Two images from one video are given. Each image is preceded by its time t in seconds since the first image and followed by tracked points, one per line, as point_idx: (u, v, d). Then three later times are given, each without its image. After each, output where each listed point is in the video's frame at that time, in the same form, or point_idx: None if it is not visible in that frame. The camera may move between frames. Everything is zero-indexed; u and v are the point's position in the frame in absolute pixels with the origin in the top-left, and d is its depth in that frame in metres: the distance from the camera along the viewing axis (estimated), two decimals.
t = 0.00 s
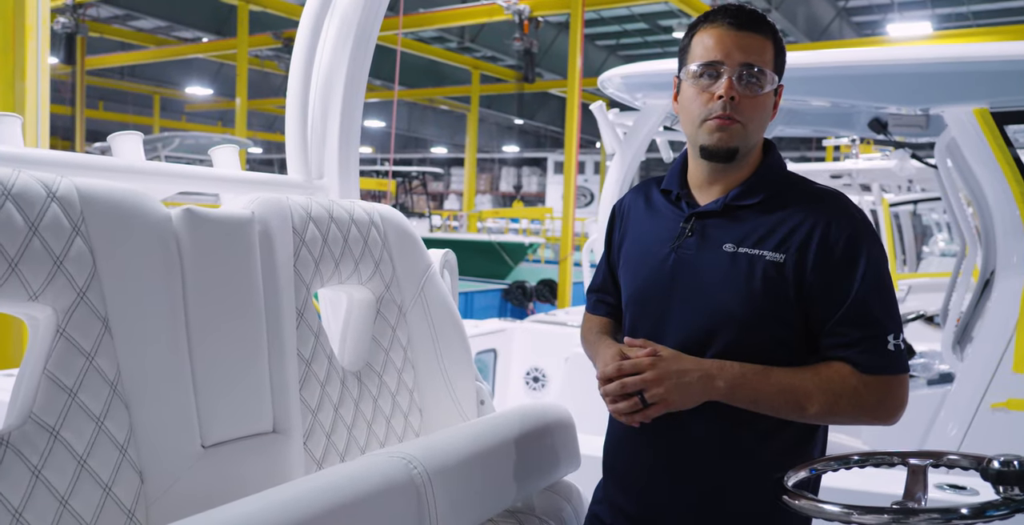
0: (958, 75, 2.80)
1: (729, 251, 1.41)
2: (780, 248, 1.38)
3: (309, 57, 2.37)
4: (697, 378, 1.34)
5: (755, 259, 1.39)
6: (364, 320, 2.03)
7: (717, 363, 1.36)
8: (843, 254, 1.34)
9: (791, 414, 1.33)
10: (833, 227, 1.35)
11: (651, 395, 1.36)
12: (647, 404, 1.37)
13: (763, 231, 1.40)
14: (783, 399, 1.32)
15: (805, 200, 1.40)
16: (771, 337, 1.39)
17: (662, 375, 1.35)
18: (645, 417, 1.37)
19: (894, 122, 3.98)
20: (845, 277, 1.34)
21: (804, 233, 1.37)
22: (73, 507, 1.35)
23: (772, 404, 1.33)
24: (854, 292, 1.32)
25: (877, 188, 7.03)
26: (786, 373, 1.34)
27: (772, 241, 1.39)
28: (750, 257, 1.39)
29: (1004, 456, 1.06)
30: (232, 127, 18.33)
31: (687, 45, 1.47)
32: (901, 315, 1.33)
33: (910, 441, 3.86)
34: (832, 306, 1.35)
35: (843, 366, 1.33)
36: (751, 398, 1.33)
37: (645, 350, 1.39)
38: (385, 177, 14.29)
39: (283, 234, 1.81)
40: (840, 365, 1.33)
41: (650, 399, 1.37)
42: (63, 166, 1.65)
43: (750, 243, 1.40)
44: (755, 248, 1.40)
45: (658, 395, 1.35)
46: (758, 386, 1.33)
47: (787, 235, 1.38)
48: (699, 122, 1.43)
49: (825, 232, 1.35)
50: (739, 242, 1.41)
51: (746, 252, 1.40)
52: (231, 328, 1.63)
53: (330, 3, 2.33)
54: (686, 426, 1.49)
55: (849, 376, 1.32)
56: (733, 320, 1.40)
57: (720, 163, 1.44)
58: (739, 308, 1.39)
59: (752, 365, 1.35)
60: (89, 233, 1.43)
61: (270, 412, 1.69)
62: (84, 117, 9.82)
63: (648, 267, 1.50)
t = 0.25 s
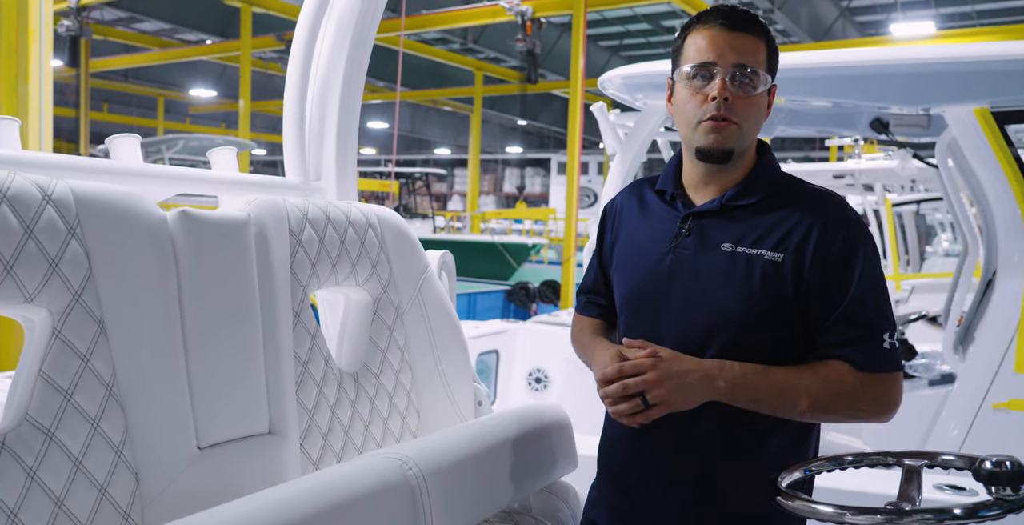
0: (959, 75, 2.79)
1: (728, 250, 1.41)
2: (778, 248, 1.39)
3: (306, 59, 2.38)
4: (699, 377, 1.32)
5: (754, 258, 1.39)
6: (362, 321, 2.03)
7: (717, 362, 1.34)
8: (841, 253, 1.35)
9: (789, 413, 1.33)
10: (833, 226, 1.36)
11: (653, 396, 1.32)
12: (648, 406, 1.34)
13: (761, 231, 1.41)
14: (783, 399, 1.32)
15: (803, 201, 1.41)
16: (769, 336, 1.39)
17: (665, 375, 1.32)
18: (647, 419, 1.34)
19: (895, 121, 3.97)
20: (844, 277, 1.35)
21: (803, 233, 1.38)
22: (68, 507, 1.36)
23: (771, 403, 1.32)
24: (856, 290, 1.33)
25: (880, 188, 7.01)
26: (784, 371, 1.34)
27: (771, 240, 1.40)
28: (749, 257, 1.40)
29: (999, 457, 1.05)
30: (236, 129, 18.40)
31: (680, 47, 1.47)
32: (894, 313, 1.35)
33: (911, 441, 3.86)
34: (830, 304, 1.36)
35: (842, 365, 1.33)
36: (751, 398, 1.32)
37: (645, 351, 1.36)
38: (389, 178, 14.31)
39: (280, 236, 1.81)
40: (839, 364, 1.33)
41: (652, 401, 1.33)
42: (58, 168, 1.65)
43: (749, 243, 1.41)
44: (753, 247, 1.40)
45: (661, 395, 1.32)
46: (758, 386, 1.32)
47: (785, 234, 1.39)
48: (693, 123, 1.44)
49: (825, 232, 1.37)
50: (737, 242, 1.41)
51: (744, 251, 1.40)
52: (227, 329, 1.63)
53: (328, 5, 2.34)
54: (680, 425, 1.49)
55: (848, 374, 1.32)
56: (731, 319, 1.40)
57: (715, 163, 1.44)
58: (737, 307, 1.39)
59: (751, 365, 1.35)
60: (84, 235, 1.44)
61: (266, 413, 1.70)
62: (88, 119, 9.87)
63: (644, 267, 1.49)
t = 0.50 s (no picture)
0: (964, 78, 2.77)
1: (715, 250, 1.42)
2: (765, 247, 1.40)
3: (307, 62, 2.39)
4: (690, 382, 1.32)
5: (742, 257, 1.40)
6: (362, 322, 2.04)
7: (708, 367, 1.35)
8: (828, 252, 1.36)
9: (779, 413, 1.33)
10: (820, 226, 1.38)
11: (645, 402, 1.31)
12: (641, 411, 1.32)
13: (748, 230, 1.41)
14: (773, 399, 1.32)
15: (790, 201, 1.42)
16: (756, 335, 1.40)
17: (657, 381, 1.31)
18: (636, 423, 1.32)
19: (899, 122, 3.96)
20: (830, 275, 1.36)
21: (791, 232, 1.39)
22: (67, 507, 1.37)
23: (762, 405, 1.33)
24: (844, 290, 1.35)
25: (887, 189, 6.99)
26: (774, 373, 1.35)
27: (758, 239, 1.40)
28: (737, 256, 1.40)
29: (994, 459, 1.06)
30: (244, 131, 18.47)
31: (663, 48, 1.48)
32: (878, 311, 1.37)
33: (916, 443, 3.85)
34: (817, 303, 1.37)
35: (829, 363, 1.35)
36: (741, 401, 1.33)
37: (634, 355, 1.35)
38: (395, 180, 14.34)
39: (279, 237, 1.82)
40: (826, 362, 1.35)
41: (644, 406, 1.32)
42: (59, 171, 1.66)
43: (736, 242, 1.41)
44: (741, 246, 1.41)
45: (653, 401, 1.31)
46: (749, 389, 1.33)
47: (773, 232, 1.40)
48: (677, 123, 1.44)
49: (813, 230, 1.38)
50: (725, 241, 1.42)
51: (731, 250, 1.41)
52: (227, 330, 1.64)
53: (329, 8, 2.35)
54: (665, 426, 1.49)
55: (835, 371, 1.34)
56: (720, 318, 1.40)
57: (700, 163, 1.44)
58: (724, 306, 1.40)
59: (740, 367, 1.35)
60: (83, 237, 1.45)
61: (265, 413, 1.71)
62: (97, 122, 9.92)
63: (632, 267, 1.48)
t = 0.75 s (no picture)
0: (971, 78, 2.76)
1: (700, 248, 1.44)
2: (750, 244, 1.42)
3: (310, 64, 2.41)
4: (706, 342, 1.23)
5: (726, 254, 1.42)
6: (364, 323, 2.05)
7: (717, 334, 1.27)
8: (809, 250, 1.39)
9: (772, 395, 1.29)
10: (803, 223, 1.41)
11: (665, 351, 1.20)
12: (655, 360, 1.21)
13: (732, 229, 1.44)
14: (772, 376, 1.28)
15: (773, 201, 1.45)
16: (741, 332, 1.41)
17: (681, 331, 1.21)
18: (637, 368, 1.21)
19: (906, 123, 3.95)
20: (812, 271, 1.38)
21: (772, 231, 1.42)
22: (69, 507, 1.38)
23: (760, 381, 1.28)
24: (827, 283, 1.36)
25: (895, 190, 6.96)
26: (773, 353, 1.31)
27: (741, 237, 1.43)
28: (721, 253, 1.42)
29: (992, 461, 1.06)
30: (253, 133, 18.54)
31: (635, 54, 1.52)
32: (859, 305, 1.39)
33: (923, 444, 3.83)
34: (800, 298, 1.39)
35: (815, 349, 1.33)
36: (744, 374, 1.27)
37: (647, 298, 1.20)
38: (403, 181, 14.36)
39: (280, 239, 1.83)
40: (814, 349, 1.33)
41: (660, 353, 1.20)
42: (63, 175, 1.68)
43: (720, 241, 1.43)
44: (724, 244, 1.43)
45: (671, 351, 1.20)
46: (754, 362, 1.27)
47: (757, 230, 1.42)
48: (650, 124, 1.46)
49: (793, 228, 1.41)
50: (708, 240, 1.44)
51: (716, 248, 1.43)
52: (229, 330, 1.66)
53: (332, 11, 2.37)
54: (655, 427, 1.50)
55: (824, 359, 1.32)
56: (706, 317, 1.42)
57: (676, 163, 1.47)
58: (709, 303, 1.42)
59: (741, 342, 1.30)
60: (86, 239, 1.46)
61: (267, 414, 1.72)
62: (107, 124, 9.98)
63: (619, 268, 1.50)
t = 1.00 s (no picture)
0: (978, 77, 2.74)
1: (692, 247, 1.48)
2: (741, 240, 1.46)
3: (313, 67, 2.42)
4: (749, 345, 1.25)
5: (718, 252, 1.47)
6: (368, 325, 2.06)
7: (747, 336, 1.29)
8: (797, 248, 1.44)
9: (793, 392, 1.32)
10: (791, 220, 1.46)
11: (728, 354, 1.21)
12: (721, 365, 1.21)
13: (723, 226, 1.48)
14: (795, 370, 1.32)
15: (762, 200, 1.49)
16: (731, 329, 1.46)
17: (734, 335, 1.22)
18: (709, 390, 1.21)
19: (913, 123, 3.93)
20: (801, 267, 1.43)
21: (761, 230, 1.46)
22: (73, 508, 1.39)
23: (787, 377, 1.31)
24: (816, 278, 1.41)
25: (903, 190, 6.93)
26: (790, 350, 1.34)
27: (732, 235, 1.47)
28: (713, 251, 1.47)
29: (993, 463, 1.05)
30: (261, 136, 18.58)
31: (613, 63, 1.57)
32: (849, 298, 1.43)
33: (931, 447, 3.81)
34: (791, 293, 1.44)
35: (815, 343, 1.37)
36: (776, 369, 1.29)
37: (716, 316, 1.19)
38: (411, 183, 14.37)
39: (284, 241, 1.84)
40: (813, 342, 1.37)
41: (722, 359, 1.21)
42: (65, 178, 1.69)
43: (711, 239, 1.48)
44: (716, 242, 1.47)
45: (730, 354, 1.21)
46: (782, 360, 1.30)
47: (747, 228, 1.47)
48: (632, 129, 1.51)
49: (781, 228, 1.45)
50: (700, 239, 1.48)
51: (707, 246, 1.47)
52: (231, 332, 1.67)
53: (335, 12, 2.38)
54: (648, 427, 1.51)
55: (824, 350, 1.36)
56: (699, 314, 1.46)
57: (660, 165, 1.51)
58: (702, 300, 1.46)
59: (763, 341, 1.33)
60: (89, 242, 1.47)
61: (270, 415, 1.73)
62: (116, 127, 10.02)
63: (613, 269, 1.54)
